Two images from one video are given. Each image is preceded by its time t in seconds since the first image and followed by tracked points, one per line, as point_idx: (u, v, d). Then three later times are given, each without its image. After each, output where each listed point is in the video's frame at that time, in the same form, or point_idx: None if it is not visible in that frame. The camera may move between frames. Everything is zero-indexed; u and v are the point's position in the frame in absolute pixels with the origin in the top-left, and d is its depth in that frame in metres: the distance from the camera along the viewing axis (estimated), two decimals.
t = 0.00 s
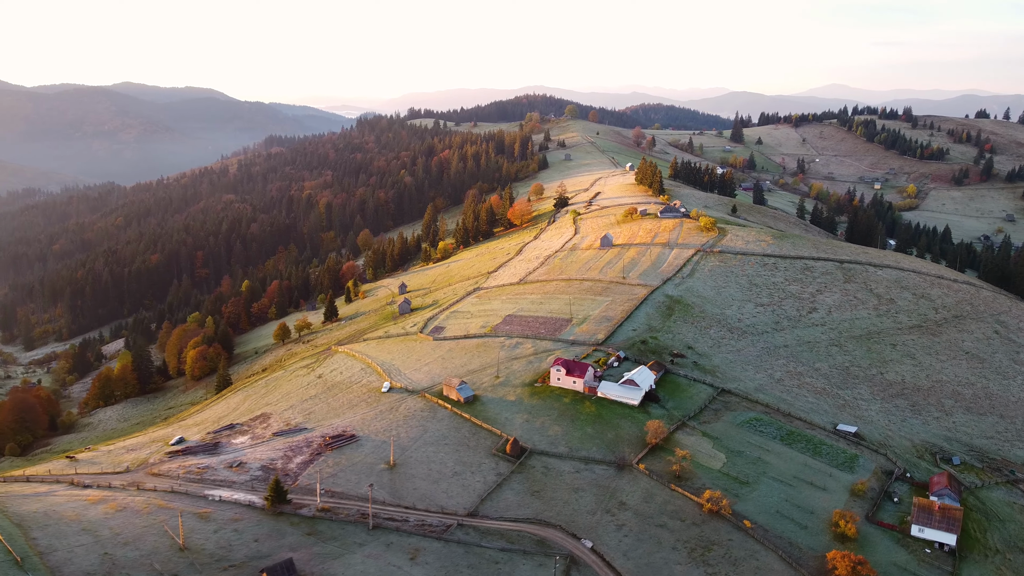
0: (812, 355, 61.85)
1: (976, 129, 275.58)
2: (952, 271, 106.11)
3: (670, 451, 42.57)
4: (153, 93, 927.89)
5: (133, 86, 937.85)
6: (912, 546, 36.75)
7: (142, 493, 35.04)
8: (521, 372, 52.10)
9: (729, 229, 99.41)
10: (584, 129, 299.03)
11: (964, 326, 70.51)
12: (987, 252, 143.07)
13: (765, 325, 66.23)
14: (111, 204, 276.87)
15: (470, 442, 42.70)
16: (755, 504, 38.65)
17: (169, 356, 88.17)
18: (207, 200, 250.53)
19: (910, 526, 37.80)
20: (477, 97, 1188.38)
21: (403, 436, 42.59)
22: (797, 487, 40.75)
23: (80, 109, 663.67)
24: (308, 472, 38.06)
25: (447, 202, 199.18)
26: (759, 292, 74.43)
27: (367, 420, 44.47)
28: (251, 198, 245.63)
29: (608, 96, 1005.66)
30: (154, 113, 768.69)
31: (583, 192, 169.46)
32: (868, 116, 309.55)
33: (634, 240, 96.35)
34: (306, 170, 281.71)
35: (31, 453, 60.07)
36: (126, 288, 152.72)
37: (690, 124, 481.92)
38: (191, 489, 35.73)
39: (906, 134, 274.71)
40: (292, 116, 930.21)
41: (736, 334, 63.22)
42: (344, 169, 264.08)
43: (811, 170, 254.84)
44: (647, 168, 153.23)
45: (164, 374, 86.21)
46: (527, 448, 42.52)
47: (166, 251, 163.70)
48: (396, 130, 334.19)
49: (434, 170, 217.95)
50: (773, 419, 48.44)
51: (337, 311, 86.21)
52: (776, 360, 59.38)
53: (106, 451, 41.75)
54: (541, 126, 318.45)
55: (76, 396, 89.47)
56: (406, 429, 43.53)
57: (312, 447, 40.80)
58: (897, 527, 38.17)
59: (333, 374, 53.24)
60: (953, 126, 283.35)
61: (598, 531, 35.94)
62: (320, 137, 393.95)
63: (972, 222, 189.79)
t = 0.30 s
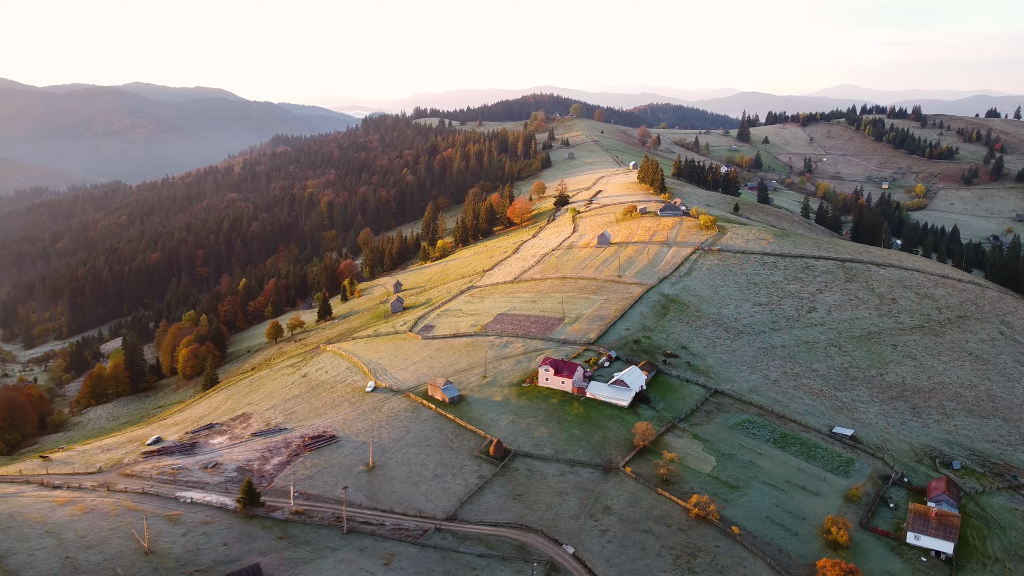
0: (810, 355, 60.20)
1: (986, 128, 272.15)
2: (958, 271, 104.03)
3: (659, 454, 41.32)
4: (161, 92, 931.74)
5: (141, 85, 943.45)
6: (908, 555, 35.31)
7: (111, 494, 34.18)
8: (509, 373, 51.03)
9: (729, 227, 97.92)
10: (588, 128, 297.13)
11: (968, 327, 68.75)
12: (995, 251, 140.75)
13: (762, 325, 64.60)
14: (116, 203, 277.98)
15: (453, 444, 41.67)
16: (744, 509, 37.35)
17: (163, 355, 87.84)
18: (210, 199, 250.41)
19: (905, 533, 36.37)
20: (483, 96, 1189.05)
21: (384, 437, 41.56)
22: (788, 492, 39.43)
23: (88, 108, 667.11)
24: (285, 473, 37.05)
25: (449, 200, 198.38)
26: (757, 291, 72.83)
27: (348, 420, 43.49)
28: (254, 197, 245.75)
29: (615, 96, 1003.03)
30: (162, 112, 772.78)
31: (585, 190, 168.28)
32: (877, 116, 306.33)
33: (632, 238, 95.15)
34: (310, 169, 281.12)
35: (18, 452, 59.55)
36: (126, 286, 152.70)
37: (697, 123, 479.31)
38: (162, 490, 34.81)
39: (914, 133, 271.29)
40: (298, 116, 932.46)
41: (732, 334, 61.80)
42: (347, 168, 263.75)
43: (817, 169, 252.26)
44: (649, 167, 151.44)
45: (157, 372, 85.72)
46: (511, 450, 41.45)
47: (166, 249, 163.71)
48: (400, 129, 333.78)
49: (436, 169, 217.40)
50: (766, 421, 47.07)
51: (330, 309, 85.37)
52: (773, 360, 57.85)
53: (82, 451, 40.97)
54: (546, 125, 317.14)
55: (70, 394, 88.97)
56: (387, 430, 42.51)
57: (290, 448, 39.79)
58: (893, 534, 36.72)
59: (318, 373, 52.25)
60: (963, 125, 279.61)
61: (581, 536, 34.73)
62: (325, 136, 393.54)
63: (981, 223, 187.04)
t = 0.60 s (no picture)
0: (808, 355, 58.25)
1: (997, 127, 268.47)
2: (965, 271, 101.95)
3: (646, 457, 40.09)
4: (168, 92, 935.99)
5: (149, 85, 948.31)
6: (902, 562, 33.94)
7: (81, 495, 33.39)
8: (497, 372, 50.01)
9: (729, 225, 96.51)
10: (593, 126, 295.51)
11: (972, 327, 66.91)
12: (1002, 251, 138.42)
13: (759, 324, 62.81)
14: (121, 201, 278.91)
15: (435, 445, 40.68)
16: (732, 514, 36.04)
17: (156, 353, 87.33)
18: (213, 197, 250.62)
19: (900, 540, 35.01)
20: (489, 96, 1187.89)
21: (365, 437, 40.59)
22: (779, 497, 38.08)
23: (96, 107, 671.03)
24: (260, 475, 36.13)
25: (451, 199, 197.39)
26: (756, 289, 71.04)
27: (329, 420, 42.53)
28: (256, 195, 245.66)
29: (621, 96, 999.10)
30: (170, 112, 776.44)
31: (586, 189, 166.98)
32: (885, 114, 302.91)
33: (630, 237, 93.97)
34: (314, 167, 280.91)
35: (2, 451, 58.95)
36: (126, 285, 152.63)
37: (703, 122, 476.00)
38: (133, 492, 33.95)
39: (923, 132, 268.01)
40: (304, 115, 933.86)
41: (728, 333, 60.34)
42: (350, 167, 263.17)
43: (824, 169, 249.61)
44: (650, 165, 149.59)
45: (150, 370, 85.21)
46: (494, 451, 40.43)
47: (167, 248, 163.65)
48: (404, 127, 332.86)
49: (438, 167, 216.37)
50: (759, 423, 45.59)
51: (323, 307, 84.52)
52: (769, 360, 56.25)
53: (57, 451, 40.28)
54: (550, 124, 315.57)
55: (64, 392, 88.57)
56: (368, 430, 41.53)
57: (267, 449, 38.85)
58: (886, 541, 35.31)
59: (303, 373, 51.23)
60: (972, 124, 276.10)
61: (563, 541, 33.64)
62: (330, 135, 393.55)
63: (990, 222, 184.23)
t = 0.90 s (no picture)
0: (805, 355, 56.82)
1: (1007, 125, 264.86)
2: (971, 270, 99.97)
3: (632, 460, 38.94)
4: (176, 91, 939.93)
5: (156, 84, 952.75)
6: (896, 571, 32.61)
7: (48, 497, 32.53)
8: (484, 372, 49.04)
9: (728, 222, 95.03)
10: (597, 124, 293.59)
11: (976, 327, 65.18)
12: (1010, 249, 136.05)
13: (756, 323, 61.38)
14: (125, 200, 279.71)
15: (416, 446, 39.68)
16: (719, 520, 34.83)
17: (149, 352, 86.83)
18: (216, 196, 250.68)
19: (894, 547, 33.69)
20: (494, 95, 1186.90)
21: (344, 438, 39.62)
22: (769, 501, 36.85)
23: (105, 107, 674.87)
24: (234, 477, 35.13)
25: (453, 197, 196.52)
26: (754, 287, 69.54)
27: (310, 421, 41.57)
28: (259, 193, 245.62)
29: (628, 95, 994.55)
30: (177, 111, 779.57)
31: (588, 187, 165.52)
32: (893, 112, 299.51)
33: (627, 234, 92.79)
34: (317, 166, 280.39)
35: None
36: (126, 283, 152.38)
37: (709, 121, 472.75)
38: (102, 494, 33.05)
39: (931, 131, 264.75)
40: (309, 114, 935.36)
41: (723, 332, 59.00)
42: (353, 165, 262.69)
43: (831, 167, 246.96)
44: (652, 162, 147.70)
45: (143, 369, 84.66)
46: (476, 453, 39.41)
47: (167, 246, 163.54)
48: (408, 126, 332.07)
49: (440, 166, 215.44)
50: (751, 425, 44.27)
51: (317, 306, 83.73)
52: (764, 361, 54.86)
53: (32, 451, 39.56)
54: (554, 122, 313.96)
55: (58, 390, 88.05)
56: (348, 431, 40.58)
57: (244, 450, 37.89)
58: (880, 548, 33.97)
59: (287, 372, 50.36)
60: (982, 123, 272.65)
61: (543, 547, 32.52)
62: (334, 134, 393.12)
63: (998, 221, 181.51)
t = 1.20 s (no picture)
0: (802, 355, 55.19)
1: (1018, 123, 260.59)
2: (979, 269, 97.63)
3: (616, 464, 37.68)
4: (184, 90, 944.17)
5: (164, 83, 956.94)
6: None
7: (14, 501, 31.68)
8: (470, 373, 48.02)
9: (728, 220, 93.38)
10: (602, 122, 291.72)
11: (981, 326, 63.12)
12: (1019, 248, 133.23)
13: (753, 322, 59.84)
14: (130, 199, 280.75)
15: (396, 449, 38.65)
16: (705, 527, 33.45)
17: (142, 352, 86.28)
18: (219, 194, 250.75)
19: (888, 556, 32.12)
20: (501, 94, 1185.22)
21: (323, 441, 38.63)
22: (758, 508, 35.32)
23: (113, 107, 679.04)
24: (207, 480, 34.07)
25: (455, 196, 195.34)
26: (752, 286, 67.89)
27: (288, 422, 40.54)
28: (262, 192, 245.59)
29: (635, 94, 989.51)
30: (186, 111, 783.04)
31: (589, 184, 163.88)
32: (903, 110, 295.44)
33: (625, 232, 91.47)
34: (321, 164, 280.01)
35: None
36: (127, 281, 152.26)
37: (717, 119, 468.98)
38: (69, 498, 32.11)
39: (941, 128, 260.94)
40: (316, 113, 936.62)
41: (718, 332, 57.57)
42: (356, 164, 262.22)
43: (838, 165, 243.91)
44: (654, 159, 145.84)
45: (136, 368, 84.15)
46: (458, 456, 38.35)
47: (168, 244, 163.52)
48: (413, 124, 331.44)
49: (443, 164, 214.38)
50: (744, 428, 42.80)
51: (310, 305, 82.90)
52: (760, 361, 53.35)
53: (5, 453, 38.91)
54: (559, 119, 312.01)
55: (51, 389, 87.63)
56: (328, 433, 39.56)
57: (219, 452, 36.81)
58: (873, 557, 32.35)
59: (270, 372, 49.46)
60: (993, 120, 268.39)
61: (522, 555, 31.33)
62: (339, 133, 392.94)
63: (1008, 220, 178.30)
